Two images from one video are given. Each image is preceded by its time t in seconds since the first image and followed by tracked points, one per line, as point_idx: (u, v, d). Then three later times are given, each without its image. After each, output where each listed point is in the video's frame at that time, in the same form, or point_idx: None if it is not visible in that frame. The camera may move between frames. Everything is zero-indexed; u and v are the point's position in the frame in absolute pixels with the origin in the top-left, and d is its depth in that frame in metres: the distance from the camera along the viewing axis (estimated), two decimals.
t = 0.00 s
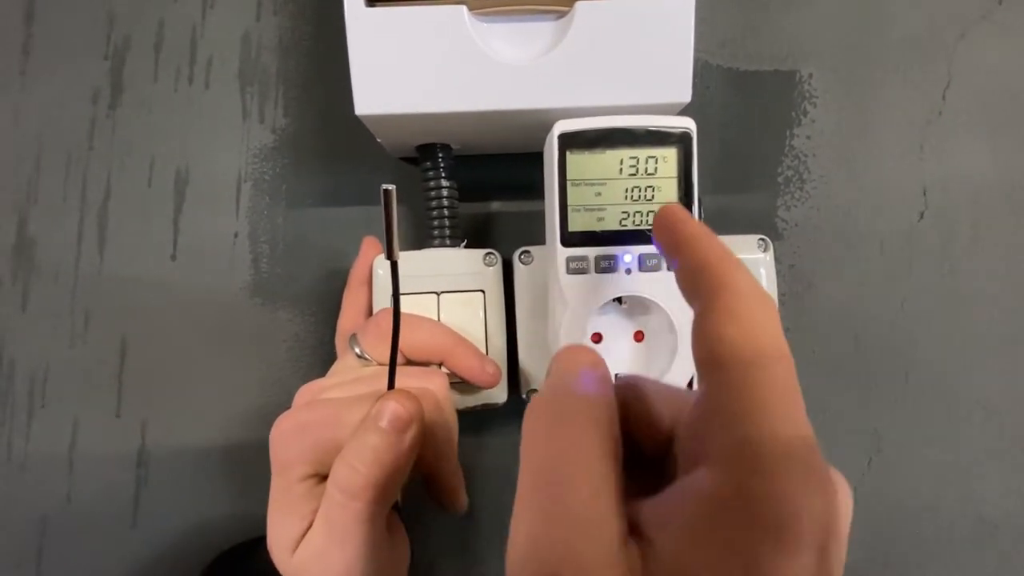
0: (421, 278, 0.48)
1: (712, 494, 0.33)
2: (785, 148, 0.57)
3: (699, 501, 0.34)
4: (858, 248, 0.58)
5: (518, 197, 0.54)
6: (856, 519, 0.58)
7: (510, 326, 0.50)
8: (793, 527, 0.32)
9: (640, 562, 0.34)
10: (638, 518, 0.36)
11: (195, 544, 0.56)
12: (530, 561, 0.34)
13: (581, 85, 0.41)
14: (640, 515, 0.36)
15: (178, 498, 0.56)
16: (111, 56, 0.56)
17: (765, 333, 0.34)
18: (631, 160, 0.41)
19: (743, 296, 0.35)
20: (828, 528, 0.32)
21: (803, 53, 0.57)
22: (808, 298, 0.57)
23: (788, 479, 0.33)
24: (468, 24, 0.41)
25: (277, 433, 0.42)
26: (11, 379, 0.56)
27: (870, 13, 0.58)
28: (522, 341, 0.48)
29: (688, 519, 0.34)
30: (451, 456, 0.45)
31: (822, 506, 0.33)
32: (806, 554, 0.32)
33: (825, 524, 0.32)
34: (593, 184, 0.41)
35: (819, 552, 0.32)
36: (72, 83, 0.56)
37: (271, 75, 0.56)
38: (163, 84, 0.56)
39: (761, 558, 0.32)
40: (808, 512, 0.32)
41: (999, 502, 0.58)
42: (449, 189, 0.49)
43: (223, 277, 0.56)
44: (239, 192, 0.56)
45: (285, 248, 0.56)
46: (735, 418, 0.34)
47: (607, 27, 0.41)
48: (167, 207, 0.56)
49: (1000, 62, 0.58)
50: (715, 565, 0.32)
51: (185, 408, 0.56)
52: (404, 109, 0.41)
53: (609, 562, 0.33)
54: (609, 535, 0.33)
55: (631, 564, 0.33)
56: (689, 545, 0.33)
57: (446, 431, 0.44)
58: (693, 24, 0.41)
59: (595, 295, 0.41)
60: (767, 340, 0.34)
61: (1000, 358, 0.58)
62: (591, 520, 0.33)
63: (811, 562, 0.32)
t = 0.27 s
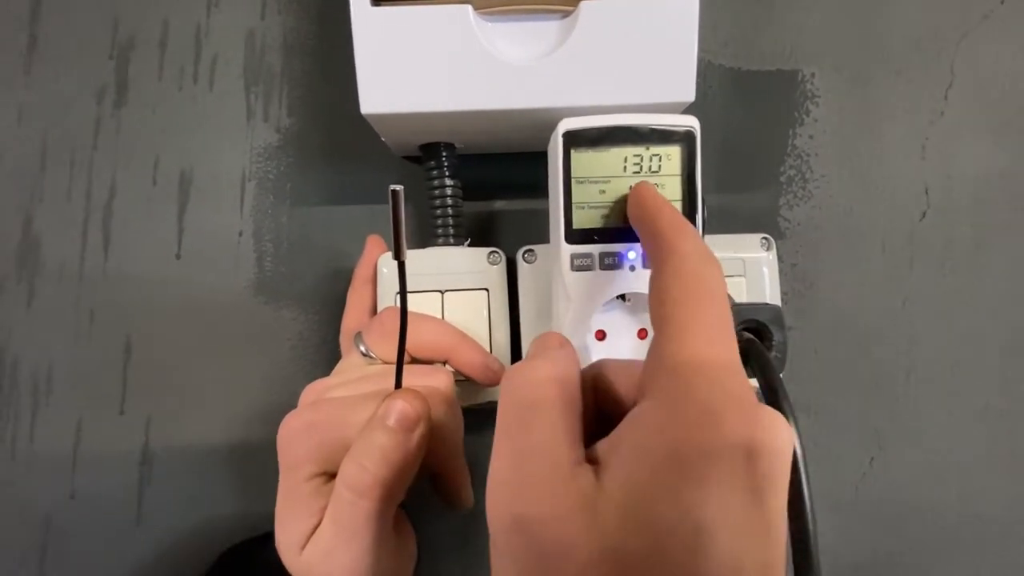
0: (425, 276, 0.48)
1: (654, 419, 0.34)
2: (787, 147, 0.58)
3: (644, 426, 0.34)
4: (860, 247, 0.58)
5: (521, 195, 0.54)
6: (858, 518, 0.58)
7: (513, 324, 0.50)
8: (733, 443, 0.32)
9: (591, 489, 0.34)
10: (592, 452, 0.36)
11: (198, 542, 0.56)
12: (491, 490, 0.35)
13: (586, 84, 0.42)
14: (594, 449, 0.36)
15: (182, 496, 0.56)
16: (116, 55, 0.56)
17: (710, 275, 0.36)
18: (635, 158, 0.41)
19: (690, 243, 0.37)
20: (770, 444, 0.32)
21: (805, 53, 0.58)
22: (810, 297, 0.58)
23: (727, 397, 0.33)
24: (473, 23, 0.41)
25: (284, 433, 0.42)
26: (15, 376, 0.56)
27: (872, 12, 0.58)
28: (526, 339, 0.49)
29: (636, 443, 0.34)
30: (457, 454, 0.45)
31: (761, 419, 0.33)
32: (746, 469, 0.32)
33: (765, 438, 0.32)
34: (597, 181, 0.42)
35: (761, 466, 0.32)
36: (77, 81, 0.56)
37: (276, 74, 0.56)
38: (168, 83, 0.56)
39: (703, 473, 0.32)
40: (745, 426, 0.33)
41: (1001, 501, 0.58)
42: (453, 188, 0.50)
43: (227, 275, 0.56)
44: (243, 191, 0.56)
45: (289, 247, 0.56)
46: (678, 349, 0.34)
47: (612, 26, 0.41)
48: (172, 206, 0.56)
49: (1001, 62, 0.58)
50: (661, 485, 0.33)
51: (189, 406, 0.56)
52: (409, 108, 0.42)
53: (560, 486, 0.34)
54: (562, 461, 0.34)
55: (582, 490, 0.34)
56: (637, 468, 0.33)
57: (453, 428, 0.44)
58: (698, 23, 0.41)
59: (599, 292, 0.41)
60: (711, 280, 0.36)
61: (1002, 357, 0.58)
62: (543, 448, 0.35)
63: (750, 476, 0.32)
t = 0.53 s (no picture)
0: (426, 277, 0.48)
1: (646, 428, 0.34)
2: (785, 150, 0.58)
3: (640, 436, 0.34)
4: (857, 249, 0.58)
5: (521, 197, 0.55)
6: (854, 517, 0.59)
7: (513, 325, 0.51)
8: (727, 449, 0.33)
9: (591, 496, 0.35)
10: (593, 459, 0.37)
11: (200, 539, 0.57)
12: (494, 498, 0.37)
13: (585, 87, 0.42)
14: (594, 456, 0.37)
15: (183, 494, 0.57)
16: (119, 56, 0.57)
17: (703, 286, 0.36)
18: (633, 161, 0.42)
19: (683, 255, 0.37)
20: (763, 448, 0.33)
21: (803, 56, 0.58)
22: (807, 298, 0.58)
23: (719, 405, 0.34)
24: (474, 27, 0.41)
25: (287, 432, 0.43)
26: (18, 375, 0.57)
27: (869, 16, 0.58)
28: (525, 339, 0.49)
29: (632, 451, 0.34)
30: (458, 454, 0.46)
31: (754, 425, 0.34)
32: (741, 474, 0.33)
33: (758, 444, 0.33)
34: (596, 184, 0.42)
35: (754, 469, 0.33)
36: (81, 82, 0.57)
37: (278, 75, 0.56)
38: (170, 85, 0.57)
39: (698, 479, 0.33)
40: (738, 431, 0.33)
41: (995, 501, 0.59)
42: (453, 190, 0.50)
43: (229, 275, 0.57)
44: (245, 192, 0.57)
45: (290, 247, 0.56)
46: (672, 360, 0.35)
47: (610, 31, 0.41)
48: (174, 206, 0.57)
49: (997, 66, 0.58)
50: (657, 492, 0.33)
51: (191, 405, 0.57)
52: (410, 110, 0.42)
53: (559, 494, 0.35)
54: (561, 469, 0.35)
55: (580, 498, 0.35)
56: (634, 475, 0.34)
57: (453, 428, 0.45)
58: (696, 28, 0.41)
59: (597, 294, 0.42)
60: (704, 290, 0.36)
61: (997, 358, 0.58)
62: (542, 458, 0.36)
63: (744, 480, 0.33)
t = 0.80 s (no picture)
0: (428, 272, 0.48)
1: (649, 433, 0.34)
2: (789, 147, 0.58)
3: (643, 441, 0.34)
4: (860, 248, 0.58)
5: (524, 193, 0.54)
6: (857, 517, 0.58)
7: (516, 321, 0.50)
8: (732, 454, 0.33)
9: (595, 502, 0.35)
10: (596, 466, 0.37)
11: (199, 537, 0.56)
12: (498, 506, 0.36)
13: (589, 82, 0.42)
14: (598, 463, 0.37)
15: (183, 491, 0.56)
16: (121, 50, 0.56)
17: (706, 291, 0.36)
18: (638, 155, 0.42)
19: (684, 259, 0.37)
20: (764, 453, 0.33)
21: (807, 53, 0.58)
22: (811, 296, 0.58)
23: (722, 412, 0.33)
24: (478, 21, 0.41)
25: (290, 428, 0.42)
26: (18, 371, 0.56)
27: (873, 14, 0.58)
28: (528, 335, 0.49)
29: (633, 457, 0.34)
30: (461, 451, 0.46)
31: (756, 432, 0.33)
32: (743, 483, 0.33)
33: (760, 450, 0.33)
34: (600, 179, 0.42)
35: (756, 477, 0.33)
36: (82, 77, 0.56)
37: (280, 70, 0.56)
38: (172, 80, 0.56)
39: (699, 485, 0.33)
40: (741, 438, 0.33)
41: (998, 500, 0.58)
42: (456, 185, 0.50)
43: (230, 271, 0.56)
44: (246, 187, 0.56)
45: (292, 243, 0.56)
46: (674, 365, 0.34)
47: (615, 25, 0.41)
48: (175, 201, 0.56)
49: (1000, 64, 0.58)
50: (660, 498, 0.33)
51: (191, 401, 0.56)
52: (413, 104, 0.42)
53: (563, 501, 0.35)
54: (565, 477, 0.35)
55: (584, 505, 0.34)
56: (635, 482, 0.34)
57: (456, 425, 0.44)
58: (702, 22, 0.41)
59: (601, 289, 0.41)
60: (707, 296, 0.36)
61: (1000, 357, 0.58)
62: (546, 465, 0.35)
63: (750, 486, 0.33)
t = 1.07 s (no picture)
0: (435, 271, 0.48)
1: (659, 447, 0.34)
2: (795, 147, 0.58)
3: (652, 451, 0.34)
4: (866, 248, 0.58)
5: (530, 192, 0.54)
6: (863, 518, 0.58)
7: (522, 320, 0.50)
8: (742, 461, 0.32)
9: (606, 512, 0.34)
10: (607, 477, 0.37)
11: (203, 537, 0.56)
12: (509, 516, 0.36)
13: (598, 80, 0.42)
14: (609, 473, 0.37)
15: (187, 490, 0.56)
16: (127, 47, 0.56)
17: (716, 303, 0.36)
18: (647, 154, 0.42)
19: (694, 271, 0.37)
20: (775, 466, 0.33)
21: (813, 54, 0.58)
22: (817, 297, 0.58)
23: (733, 425, 0.33)
24: (486, 19, 0.41)
25: (299, 429, 0.42)
26: (21, 369, 0.56)
27: (879, 14, 0.58)
28: (535, 335, 0.49)
29: (644, 469, 0.34)
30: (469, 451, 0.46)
31: (767, 446, 0.33)
32: (754, 496, 0.32)
33: (771, 463, 0.33)
34: (609, 177, 0.42)
35: (767, 490, 0.33)
36: (87, 74, 0.56)
37: (286, 68, 0.56)
38: (178, 77, 0.56)
39: (712, 499, 0.32)
40: (753, 452, 0.33)
41: (1005, 501, 0.58)
42: (463, 184, 0.50)
43: (235, 269, 0.56)
44: (252, 185, 0.56)
45: (298, 241, 0.56)
46: (685, 374, 0.34)
47: (624, 23, 0.41)
48: (181, 199, 0.56)
49: (1006, 65, 0.58)
50: (672, 507, 0.33)
51: (195, 400, 0.56)
52: (422, 102, 0.42)
53: (574, 511, 0.35)
54: (575, 487, 0.35)
55: (596, 516, 0.34)
56: (647, 494, 0.34)
57: (465, 425, 0.44)
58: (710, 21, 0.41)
59: (610, 288, 0.41)
60: (717, 308, 0.36)
61: (1006, 358, 0.58)
62: (555, 474, 0.36)
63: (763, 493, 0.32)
